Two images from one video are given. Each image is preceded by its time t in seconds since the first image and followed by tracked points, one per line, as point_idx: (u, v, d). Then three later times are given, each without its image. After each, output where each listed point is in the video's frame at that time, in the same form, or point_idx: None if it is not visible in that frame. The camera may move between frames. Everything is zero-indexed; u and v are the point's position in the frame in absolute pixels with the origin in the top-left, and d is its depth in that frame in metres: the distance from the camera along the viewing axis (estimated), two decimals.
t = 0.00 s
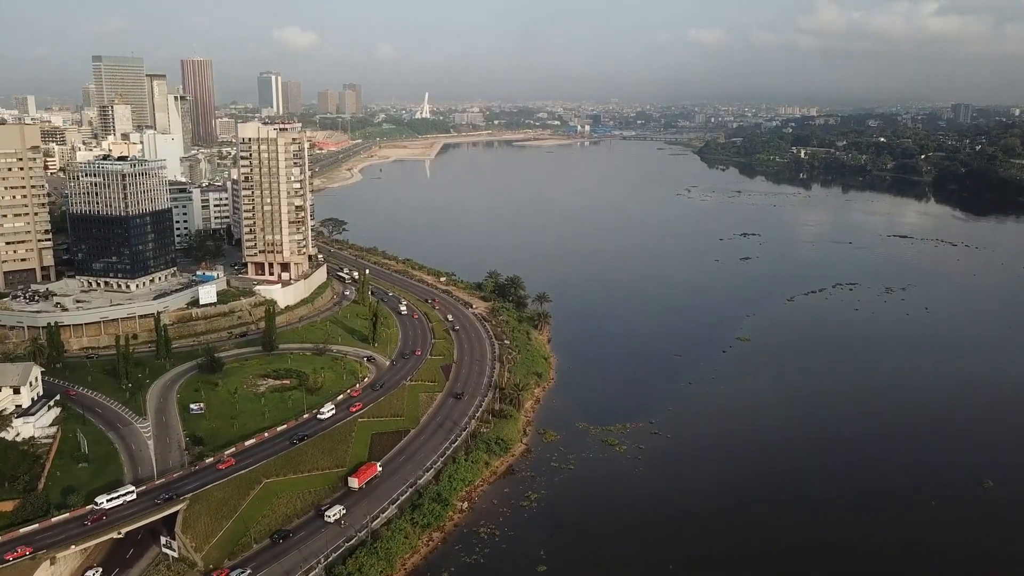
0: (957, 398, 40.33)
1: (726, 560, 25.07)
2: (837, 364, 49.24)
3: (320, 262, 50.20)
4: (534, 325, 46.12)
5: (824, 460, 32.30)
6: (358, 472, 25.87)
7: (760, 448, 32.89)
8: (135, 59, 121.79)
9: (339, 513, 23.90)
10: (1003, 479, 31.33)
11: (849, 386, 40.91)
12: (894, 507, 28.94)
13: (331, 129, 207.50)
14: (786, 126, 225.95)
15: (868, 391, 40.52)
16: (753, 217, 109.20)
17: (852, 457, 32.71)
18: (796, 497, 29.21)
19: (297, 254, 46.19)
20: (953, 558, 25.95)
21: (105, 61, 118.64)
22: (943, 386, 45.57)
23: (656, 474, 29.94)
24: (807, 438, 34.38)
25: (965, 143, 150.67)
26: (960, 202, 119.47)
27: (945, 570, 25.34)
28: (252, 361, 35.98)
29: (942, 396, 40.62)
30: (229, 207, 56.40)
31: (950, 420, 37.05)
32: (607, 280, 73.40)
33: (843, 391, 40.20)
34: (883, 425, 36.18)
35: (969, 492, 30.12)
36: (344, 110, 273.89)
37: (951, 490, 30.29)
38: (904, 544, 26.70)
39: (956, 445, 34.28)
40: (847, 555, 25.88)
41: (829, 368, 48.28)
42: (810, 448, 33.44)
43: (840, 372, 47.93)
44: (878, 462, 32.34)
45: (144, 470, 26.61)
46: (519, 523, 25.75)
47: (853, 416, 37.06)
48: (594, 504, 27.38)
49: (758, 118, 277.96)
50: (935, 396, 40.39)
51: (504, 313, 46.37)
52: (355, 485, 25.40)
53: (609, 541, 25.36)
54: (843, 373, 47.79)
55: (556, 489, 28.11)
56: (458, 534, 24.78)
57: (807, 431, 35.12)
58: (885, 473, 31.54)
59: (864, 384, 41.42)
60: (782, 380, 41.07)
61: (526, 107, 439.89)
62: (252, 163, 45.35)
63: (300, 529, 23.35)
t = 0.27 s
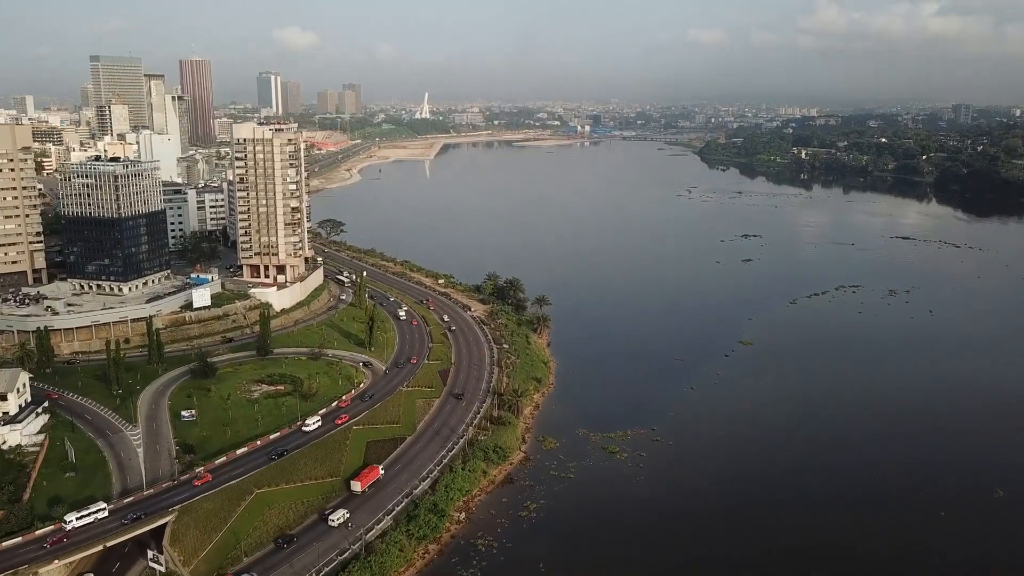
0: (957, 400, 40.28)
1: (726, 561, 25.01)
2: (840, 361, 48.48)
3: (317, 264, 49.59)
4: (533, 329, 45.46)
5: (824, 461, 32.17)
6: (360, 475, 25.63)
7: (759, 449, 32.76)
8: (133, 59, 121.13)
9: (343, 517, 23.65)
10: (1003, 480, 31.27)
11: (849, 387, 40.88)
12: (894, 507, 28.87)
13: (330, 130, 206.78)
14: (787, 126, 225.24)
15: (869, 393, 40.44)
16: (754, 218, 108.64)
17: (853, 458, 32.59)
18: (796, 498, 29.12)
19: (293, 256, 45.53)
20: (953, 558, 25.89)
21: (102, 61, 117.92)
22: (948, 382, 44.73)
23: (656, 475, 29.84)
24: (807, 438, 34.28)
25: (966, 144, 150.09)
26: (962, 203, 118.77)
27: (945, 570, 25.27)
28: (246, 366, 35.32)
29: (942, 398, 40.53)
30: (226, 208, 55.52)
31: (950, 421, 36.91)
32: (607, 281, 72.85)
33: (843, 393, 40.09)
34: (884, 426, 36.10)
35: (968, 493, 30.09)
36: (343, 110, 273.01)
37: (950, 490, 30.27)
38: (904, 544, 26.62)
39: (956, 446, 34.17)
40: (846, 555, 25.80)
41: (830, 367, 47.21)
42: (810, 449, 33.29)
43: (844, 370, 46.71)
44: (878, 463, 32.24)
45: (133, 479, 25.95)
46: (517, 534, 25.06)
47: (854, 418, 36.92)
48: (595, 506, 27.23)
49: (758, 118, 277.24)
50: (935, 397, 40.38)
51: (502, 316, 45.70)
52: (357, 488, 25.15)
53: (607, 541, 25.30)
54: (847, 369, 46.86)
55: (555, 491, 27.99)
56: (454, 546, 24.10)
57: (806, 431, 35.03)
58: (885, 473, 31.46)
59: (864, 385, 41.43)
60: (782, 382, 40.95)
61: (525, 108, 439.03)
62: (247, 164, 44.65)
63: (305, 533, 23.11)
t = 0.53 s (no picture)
0: (957, 401, 40.20)
1: (726, 561, 24.95)
2: (842, 360, 47.90)
3: (314, 266, 48.99)
4: (533, 333, 44.82)
5: (823, 461, 32.10)
6: (363, 479, 25.40)
7: (760, 450, 32.59)
8: (131, 59, 120.51)
9: (346, 521, 23.38)
10: (1003, 480, 31.17)
11: (847, 387, 40.89)
12: (894, 507, 28.79)
13: (329, 130, 206.16)
14: (787, 127, 224.66)
15: (867, 393, 40.40)
16: (754, 219, 108.20)
17: (852, 458, 32.51)
18: (795, 498, 29.03)
19: (288, 259, 44.91)
20: (953, 559, 25.82)
21: (100, 61, 117.31)
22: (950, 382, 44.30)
23: (655, 475, 29.75)
24: (806, 439, 34.18)
25: (967, 145, 149.63)
26: (963, 204, 118.29)
27: (945, 570, 25.20)
28: (239, 372, 34.70)
29: (941, 399, 40.43)
30: (221, 210, 54.86)
31: (950, 422, 36.78)
32: (607, 281, 72.37)
33: (842, 393, 40.00)
34: (882, 426, 36.06)
35: (968, 494, 29.98)
36: (342, 110, 272.38)
37: (951, 490, 30.16)
38: (904, 544, 26.54)
39: (957, 447, 34.05)
40: (847, 555, 25.72)
41: (834, 365, 46.37)
42: (809, 449, 33.19)
43: (849, 369, 45.66)
44: (876, 463, 32.15)
45: (122, 489, 25.32)
46: (515, 546, 24.41)
47: (854, 418, 36.81)
48: (592, 507, 27.18)
49: (758, 119, 276.70)
50: (934, 398, 40.39)
51: (501, 320, 45.11)
52: (359, 492, 24.88)
53: (606, 543, 25.18)
54: (849, 367, 46.29)
55: (553, 493, 27.88)
56: (450, 559, 23.46)
57: (805, 431, 34.97)
58: (884, 473, 31.40)
59: (862, 386, 41.50)
60: (781, 383, 40.86)
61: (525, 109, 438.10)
62: (242, 166, 43.98)
63: (307, 538, 22.83)
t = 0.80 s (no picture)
0: (960, 401, 39.75)
1: (725, 562, 24.78)
2: (843, 360, 47.38)
3: (310, 269, 48.33)
4: (532, 337, 44.12)
5: (823, 460, 31.85)
6: (365, 482, 25.12)
7: (760, 452, 32.18)
8: (128, 59, 119.88)
9: (349, 527, 23.10)
10: (1007, 481, 30.77)
11: (847, 387, 40.59)
12: (894, 506, 28.49)
13: (329, 131, 205.64)
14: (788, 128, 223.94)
15: (868, 392, 40.06)
16: (755, 219, 107.62)
17: (852, 457, 32.21)
18: (796, 499, 28.71)
19: (284, 262, 44.23)
20: (955, 559, 25.51)
21: (97, 61, 116.79)
22: (952, 382, 43.83)
23: (654, 479, 29.33)
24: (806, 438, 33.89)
25: (969, 146, 148.95)
26: (965, 205, 117.62)
27: (945, 570, 24.92)
28: (233, 378, 34.03)
29: (943, 399, 40.04)
30: (217, 212, 54.20)
31: (953, 423, 36.33)
32: (607, 282, 71.83)
33: (841, 393, 39.67)
34: (883, 425, 35.76)
35: (972, 494, 29.58)
36: (341, 111, 271.79)
37: (953, 491, 29.77)
38: (904, 544, 26.26)
39: (958, 447, 33.67)
40: (846, 556, 25.46)
41: (836, 365, 45.76)
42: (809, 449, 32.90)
43: (851, 369, 45.16)
44: (877, 463, 31.85)
45: (109, 500, 24.63)
46: (513, 558, 23.76)
47: (855, 418, 36.45)
48: (589, 509, 26.94)
49: (759, 120, 275.90)
50: (935, 397, 40.13)
51: (500, 323, 44.42)
52: (362, 496, 24.65)
53: (606, 546, 24.95)
54: (851, 366, 45.76)
55: (552, 496, 27.61)
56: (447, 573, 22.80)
57: (805, 430, 34.71)
58: (885, 473, 31.08)
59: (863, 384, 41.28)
60: (781, 383, 40.53)
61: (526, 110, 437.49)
62: (237, 167, 43.31)
63: (311, 543, 22.58)
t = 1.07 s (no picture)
0: (963, 404, 39.30)
1: (725, 562, 24.64)
2: (846, 361, 46.68)
3: (307, 274, 47.71)
4: (532, 342, 43.37)
5: (823, 463, 31.57)
6: (368, 488, 24.90)
7: (761, 457, 31.76)
8: (127, 61, 119.37)
9: (352, 533, 22.82)
10: (1010, 483, 30.40)
11: (847, 391, 40.17)
12: (894, 507, 28.30)
13: (329, 133, 205.10)
14: (789, 130, 223.31)
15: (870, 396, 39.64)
16: (756, 221, 107.08)
17: (852, 461, 31.84)
18: (796, 501, 28.48)
19: (280, 267, 43.56)
20: (956, 559, 25.29)
21: (96, 63, 116.47)
22: (956, 383, 43.18)
23: (654, 486, 28.84)
24: (806, 442, 33.58)
25: (971, 149, 148.34)
26: (968, 208, 116.95)
27: (946, 570, 24.70)
28: (226, 386, 33.33)
29: (946, 402, 39.57)
30: (213, 216, 53.54)
31: (957, 426, 35.90)
32: (606, 284, 71.33)
33: (843, 397, 39.27)
34: (885, 428, 35.32)
35: (974, 497, 29.23)
36: (341, 114, 271.40)
37: (956, 494, 29.42)
38: (904, 544, 26.05)
39: (961, 450, 33.26)
40: (845, 556, 25.26)
41: (838, 366, 45.02)
42: (810, 453, 32.51)
43: (853, 368, 44.62)
44: (879, 466, 31.48)
45: (95, 514, 23.92)
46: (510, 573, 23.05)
47: (856, 421, 36.04)
48: (586, 514, 26.65)
49: (760, 122, 275.15)
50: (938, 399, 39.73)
51: (499, 329, 43.70)
52: (365, 502, 24.47)
53: (605, 549, 24.67)
54: (853, 367, 45.09)
55: (550, 505, 27.01)
56: None
57: (805, 434, 34.32)
58: (885, 476, 30.75)
59: (864, 387, 40.88)
60: (782, 386, 40.09)
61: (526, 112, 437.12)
62: (233, 170, 42.53)
63: (316, 550, 22.30)
